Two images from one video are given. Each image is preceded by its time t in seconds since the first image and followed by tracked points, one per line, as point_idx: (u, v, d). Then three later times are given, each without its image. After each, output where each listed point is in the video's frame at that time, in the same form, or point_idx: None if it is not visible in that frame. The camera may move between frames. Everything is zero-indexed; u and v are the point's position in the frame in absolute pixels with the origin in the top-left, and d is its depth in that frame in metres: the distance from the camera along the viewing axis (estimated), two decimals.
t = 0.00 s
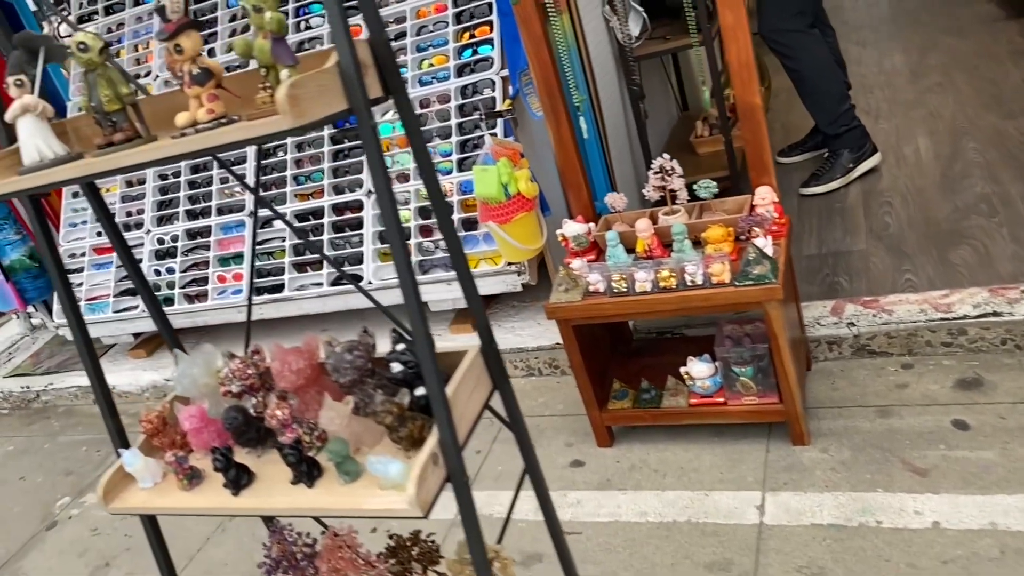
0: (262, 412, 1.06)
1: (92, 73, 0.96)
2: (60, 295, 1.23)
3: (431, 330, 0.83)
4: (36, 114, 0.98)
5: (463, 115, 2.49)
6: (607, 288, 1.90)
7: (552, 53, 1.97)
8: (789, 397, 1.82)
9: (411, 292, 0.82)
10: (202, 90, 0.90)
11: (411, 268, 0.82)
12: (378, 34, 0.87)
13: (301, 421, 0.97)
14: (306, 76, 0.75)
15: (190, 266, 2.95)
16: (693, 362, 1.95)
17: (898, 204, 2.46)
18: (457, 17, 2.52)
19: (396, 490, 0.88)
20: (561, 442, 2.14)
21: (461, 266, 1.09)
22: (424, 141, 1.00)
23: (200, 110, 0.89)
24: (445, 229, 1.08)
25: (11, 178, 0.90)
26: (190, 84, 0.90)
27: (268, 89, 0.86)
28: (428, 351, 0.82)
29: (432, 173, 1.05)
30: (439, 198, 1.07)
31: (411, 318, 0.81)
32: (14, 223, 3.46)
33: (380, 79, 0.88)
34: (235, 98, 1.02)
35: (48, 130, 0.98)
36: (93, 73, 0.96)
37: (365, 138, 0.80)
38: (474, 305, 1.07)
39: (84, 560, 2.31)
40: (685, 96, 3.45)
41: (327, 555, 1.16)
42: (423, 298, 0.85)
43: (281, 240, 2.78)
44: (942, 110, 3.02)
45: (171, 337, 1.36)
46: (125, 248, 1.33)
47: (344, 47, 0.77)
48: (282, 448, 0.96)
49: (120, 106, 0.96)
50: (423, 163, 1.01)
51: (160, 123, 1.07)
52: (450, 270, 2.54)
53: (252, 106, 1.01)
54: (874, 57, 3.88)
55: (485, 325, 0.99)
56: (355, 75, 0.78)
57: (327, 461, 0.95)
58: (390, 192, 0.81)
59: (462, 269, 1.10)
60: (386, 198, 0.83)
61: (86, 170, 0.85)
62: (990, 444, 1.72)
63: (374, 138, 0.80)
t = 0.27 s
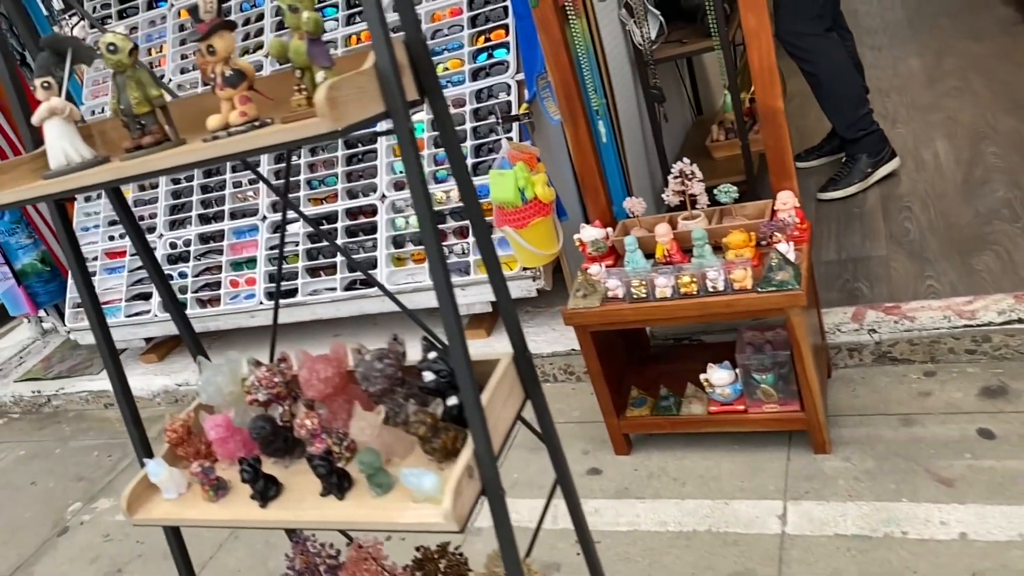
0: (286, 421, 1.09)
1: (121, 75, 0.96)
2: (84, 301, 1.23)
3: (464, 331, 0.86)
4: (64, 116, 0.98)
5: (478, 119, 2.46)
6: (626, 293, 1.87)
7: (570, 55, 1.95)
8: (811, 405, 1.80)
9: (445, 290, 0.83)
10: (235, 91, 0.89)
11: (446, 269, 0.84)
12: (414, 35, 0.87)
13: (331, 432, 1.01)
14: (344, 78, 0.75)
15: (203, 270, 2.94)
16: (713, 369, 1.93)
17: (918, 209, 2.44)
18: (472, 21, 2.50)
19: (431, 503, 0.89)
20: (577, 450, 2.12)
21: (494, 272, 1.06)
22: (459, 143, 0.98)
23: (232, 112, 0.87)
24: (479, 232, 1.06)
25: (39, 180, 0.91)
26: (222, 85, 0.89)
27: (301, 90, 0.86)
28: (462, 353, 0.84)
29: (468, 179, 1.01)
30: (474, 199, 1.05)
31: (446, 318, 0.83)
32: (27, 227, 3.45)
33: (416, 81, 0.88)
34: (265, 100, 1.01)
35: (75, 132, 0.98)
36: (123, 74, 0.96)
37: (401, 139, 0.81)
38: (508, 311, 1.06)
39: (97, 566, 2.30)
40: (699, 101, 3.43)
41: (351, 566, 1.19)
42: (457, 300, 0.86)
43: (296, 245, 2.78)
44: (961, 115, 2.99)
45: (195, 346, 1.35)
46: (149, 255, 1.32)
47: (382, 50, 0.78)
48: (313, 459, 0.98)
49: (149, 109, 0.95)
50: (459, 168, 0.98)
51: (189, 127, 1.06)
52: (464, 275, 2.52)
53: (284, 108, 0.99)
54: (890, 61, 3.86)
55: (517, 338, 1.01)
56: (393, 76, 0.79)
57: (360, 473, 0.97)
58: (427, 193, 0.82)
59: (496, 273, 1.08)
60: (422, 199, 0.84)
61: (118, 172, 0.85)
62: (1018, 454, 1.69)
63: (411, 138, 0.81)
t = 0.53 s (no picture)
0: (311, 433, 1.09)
1: (149, 78, 0.95)
2: (107, 309, 1.23)
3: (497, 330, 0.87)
4: (89, 120, 0.97)
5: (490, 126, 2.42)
6: (643, 299, 1.85)
7: (587, 59, 1.94)
8: (832, 413, 1.77)
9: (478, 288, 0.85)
10: (266, 94, 0.88)
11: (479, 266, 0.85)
12: (450, 34, 0.88)
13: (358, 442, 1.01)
14: (382, 80, 0.76)
15: (214, 276, 2.93)
16: (731, 376, 1.91)
17: (936, 215, 2.42)
18: (485, 26, 2.47)
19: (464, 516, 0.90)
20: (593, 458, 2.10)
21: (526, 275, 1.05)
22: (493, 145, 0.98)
23: (263, 115, 0.86)
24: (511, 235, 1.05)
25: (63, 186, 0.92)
26: (254, 87, 0.88)
27: (336, 93, 0.86)
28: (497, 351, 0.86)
29: (502, 183, 1.00)
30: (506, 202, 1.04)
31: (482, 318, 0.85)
32: (36, 233, 3.44)
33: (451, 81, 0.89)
34: (296, 104, 1.00)
35: (100, 135, 0.97)
36: (150, 77, 0.95)
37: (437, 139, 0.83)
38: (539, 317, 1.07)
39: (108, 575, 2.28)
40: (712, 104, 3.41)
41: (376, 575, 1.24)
42: (490, 299, 0.87)
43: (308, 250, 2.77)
44: (977, 119, 2.97)
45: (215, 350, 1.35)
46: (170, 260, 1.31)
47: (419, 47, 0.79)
48: (343, 472, 0.98)
49: (177, 112, 0.94)
50: (492, 171, 0.97)
51: (218, 130, 1.05)
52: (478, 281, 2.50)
53: (314, 111, 0.98)
54: (903, 66, 3.83)
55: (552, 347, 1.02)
56: (429, 76, 0.80)
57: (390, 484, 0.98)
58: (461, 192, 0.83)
59: (528, 277, 1.07)
60: (456, 199, 0.85)
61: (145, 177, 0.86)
62: None
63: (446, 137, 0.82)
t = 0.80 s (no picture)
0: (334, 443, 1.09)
1: (172, 78, 0.95)
2: (126, 316, 1.22)
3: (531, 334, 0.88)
4: (110, 123, 0.98)
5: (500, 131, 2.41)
6: (659, 307, 1.83)
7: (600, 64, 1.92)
8: (851, 421, 1.75)
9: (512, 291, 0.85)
10: (294, 94, 0.88)
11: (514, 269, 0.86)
12: (484, 33, 0.88)
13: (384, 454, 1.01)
14: (417, 81, 0.75)
15: (220, 284, 2.91)
16: (747, 384, 1.88)
17: (950, 221, 2.40)
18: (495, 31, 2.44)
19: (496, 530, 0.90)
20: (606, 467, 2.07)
21: (558, 277, 1.04)
22: (525, 148, 0.97)
23: (293, 117, 0.86)
24: (543, 238, 1.04)
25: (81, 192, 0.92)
26: (282, 88, 0.88)
27: (369, 93, 0.86)
28: (530, 354, 0.86)
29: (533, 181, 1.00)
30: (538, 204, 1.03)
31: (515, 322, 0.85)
32: (42, 240, 3.44)
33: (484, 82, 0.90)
34: (324, 105, 1.01)
35: (121, 137, 0.98)
36: (173, 78, 0.95)
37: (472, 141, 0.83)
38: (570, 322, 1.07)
39: None
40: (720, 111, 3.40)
41: None
42: (524, 301, 0.87)
43: (315, 258, 2.75)
44: (988, 125, 2.95)
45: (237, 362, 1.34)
46: (189, 267, 1.30)
47: (455, 48, 0.79)
48: (371, 485, 0.99)
49: (200, 114, 0.94)
50: (524, 170, 0.96)
51: (243, 132, 1.04)
52: (488, 288, 2.48)
53: (342, 112, 0.99)
54: (911, 72, 3.82)
55: (584, 359, 1.04)
56: (464, 75, 0.79)
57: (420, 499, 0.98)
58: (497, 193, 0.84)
59: (559, 280, 1.05)
60: (491, 201, 0.85)
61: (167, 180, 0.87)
62: None
63: (481, 138, 0.82)
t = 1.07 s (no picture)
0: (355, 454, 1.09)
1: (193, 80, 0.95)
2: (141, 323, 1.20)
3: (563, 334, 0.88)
4: (128, 125, 0.98)
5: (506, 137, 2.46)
6: (671, 314, 1.81)
7: (610, 69, 1.90)
8: (866, 430, 1.73)
9: (545, 290, 0.86)
10: (321, 95, 0.89)
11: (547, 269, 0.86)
12: (516, 32, 0.88)
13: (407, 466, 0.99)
14: (455, 79, 0.75)
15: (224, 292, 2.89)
16: (761, 392, 1.86)
17: (961, 227, 2.38)
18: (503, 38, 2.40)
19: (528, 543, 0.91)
20: (616, 477, 2.05)
21: (587, 277, 1.03)
22: (557, 147, 0.97)
23: (321, 118, 0.87)
24: (575, 237, 1.04)
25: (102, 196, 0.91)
26: (309, 88, 0.88)
27: (400, 94, 0.85)
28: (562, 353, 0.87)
29: (563, 180, 0.99)
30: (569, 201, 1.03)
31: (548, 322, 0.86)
32: (44, 249, 3.43)
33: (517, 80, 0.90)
34: (350, 106, 1.01)
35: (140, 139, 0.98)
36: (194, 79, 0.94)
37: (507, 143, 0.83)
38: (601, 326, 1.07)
39: None
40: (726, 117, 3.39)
41: None
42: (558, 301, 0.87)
43: (319, 266, 2.72)
44: (996, 131, 2.94)
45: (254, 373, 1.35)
46: (206, 273, 1.30)
47: (490, 46, 0.79)
48: (399, 498, 0.98)
49: (223, 116, 0.93)
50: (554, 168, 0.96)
51: (265, 135, 1.03)
52: (495, 296, 2.46)
53: (368, 114, 0.99)
54: (916, 78, 3.82)
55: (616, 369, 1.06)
56: (499, 75, 0.79)
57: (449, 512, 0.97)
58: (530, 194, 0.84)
59: (589, 279, 1.05)
60: (525, 201, 0.86)
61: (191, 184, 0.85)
62: None
63: (515, 138, 0.82)
